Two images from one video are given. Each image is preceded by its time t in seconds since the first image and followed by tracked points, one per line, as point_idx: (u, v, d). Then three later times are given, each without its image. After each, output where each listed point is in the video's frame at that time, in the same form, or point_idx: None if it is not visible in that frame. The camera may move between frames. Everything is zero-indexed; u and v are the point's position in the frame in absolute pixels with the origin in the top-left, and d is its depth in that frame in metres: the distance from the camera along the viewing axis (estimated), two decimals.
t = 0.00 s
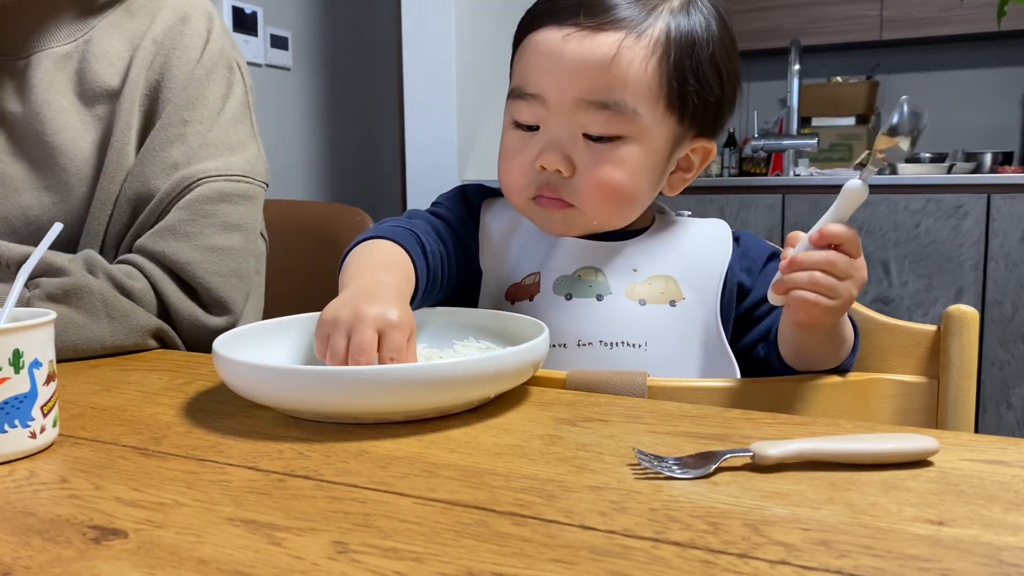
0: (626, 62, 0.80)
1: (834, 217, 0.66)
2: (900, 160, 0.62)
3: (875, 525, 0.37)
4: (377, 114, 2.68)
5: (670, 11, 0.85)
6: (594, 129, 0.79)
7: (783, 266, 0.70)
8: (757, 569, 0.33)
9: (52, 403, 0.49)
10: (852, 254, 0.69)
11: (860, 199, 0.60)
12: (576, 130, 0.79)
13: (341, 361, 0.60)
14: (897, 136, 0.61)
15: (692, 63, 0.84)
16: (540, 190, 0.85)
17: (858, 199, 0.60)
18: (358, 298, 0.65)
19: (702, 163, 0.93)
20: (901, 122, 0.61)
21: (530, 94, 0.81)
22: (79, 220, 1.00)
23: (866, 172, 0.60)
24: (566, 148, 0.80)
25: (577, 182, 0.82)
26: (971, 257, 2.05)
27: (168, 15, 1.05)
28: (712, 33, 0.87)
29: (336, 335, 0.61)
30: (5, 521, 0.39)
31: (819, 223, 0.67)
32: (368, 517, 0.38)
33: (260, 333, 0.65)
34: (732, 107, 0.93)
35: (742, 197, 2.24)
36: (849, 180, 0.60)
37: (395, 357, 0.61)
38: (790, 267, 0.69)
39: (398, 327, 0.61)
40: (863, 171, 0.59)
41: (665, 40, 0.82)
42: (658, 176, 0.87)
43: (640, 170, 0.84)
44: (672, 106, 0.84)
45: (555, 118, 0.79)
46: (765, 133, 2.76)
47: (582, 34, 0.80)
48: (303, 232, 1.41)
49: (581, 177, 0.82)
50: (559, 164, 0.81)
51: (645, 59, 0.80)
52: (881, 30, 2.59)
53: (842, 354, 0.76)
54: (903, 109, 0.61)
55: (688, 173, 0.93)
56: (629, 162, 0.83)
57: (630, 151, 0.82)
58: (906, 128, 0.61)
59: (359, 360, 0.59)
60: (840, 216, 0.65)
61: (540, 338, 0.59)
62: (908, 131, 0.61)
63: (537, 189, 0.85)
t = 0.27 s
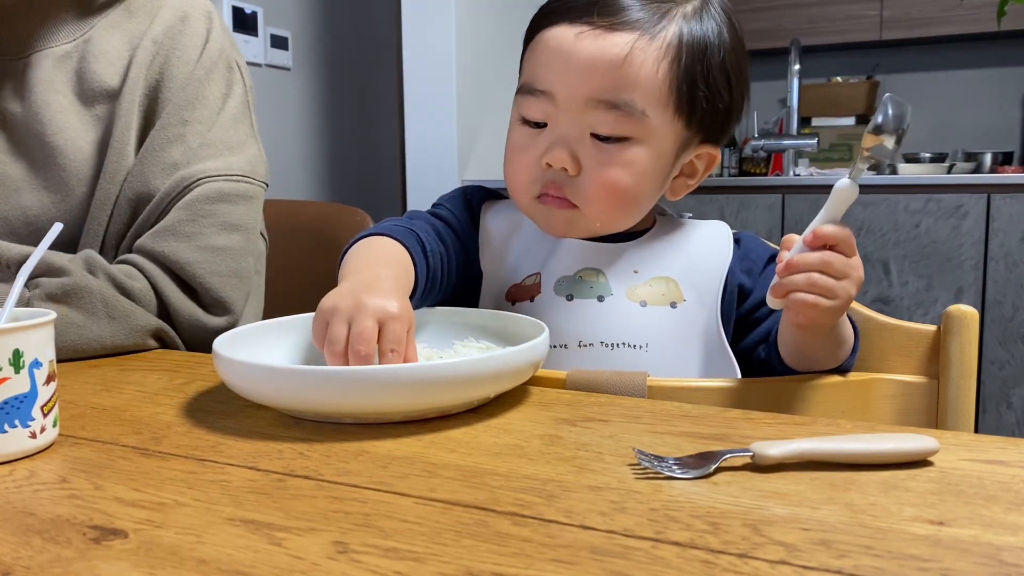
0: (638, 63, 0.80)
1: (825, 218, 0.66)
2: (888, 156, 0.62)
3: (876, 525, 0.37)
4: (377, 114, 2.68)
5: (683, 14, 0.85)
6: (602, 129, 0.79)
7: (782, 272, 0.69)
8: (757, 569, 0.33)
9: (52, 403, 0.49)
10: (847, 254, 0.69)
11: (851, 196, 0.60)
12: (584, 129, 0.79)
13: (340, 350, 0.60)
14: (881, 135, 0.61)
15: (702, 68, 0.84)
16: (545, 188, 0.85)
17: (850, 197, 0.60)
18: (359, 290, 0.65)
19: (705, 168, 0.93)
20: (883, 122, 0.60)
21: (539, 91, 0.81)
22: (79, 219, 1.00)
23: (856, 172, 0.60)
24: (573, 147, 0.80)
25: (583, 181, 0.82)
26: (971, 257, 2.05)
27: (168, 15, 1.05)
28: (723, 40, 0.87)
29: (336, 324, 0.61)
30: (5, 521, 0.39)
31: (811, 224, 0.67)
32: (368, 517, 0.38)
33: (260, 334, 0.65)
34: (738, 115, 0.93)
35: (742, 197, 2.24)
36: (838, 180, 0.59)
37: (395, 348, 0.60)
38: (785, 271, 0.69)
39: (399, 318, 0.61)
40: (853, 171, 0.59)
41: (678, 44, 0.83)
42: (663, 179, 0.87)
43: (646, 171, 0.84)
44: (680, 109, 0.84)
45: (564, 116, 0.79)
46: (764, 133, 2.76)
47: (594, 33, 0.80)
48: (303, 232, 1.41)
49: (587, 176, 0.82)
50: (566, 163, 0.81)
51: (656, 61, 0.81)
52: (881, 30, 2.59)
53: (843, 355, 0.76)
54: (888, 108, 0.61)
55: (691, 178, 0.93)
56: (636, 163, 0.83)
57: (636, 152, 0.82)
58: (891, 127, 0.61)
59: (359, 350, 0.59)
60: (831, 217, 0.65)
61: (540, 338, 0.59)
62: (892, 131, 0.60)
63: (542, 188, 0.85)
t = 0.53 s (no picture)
0: (642, 64, 0.80)
1: (826, 219, 0.66)
2: (886, 156, 0.62)
3: (876, 525, 0.37)
4: (377, 114, 2.68)
5: (687, 17, 0.85)
6: (604, 130, 0.79)
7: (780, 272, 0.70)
8: (757, 569, 0.33)
9: (52, 403, 0.49)
10: (847, 253, 0.69)
11: (850, 197, 0.60)
12: (586, 130, 0.79)
13: (340, 348, 0.60)
14: (879, 135, 0.60)
15: (705, 72, 0.85)
16: (546, 188, 0.85)
17: (848, 198, 0.60)
18: (360, 289, 0.65)
19: (706, 171, 0.93)
20: (882, 122, 0.60)
21: (542, 91, 0.81)
22: (78, 219, 1.00)
23: (855, 172, 0.60)
24: (575, 147, 0.80)
25: (584, 181, 0.82)
26: (971, 257, 2.05)
27: (168, 14, 1.05)
28: (727, 43, 0.87)
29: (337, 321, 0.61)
30: (5, 521, 0.39)
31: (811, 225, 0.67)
32: (368, 517, 0.38)
33: (259, 334, 0.65)
34: (739, 118, 0.93)
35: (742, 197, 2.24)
36: (836, 181, 0.59)
37: (395, 347, 0.60)
38: (784, 271, 0.69)
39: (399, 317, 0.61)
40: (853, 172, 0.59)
41: (682, 46, 0.83)
42: (664, 180, 0.87)
43: (647, 173, 0.84)
44: (682, 111, 0.84)
45: (566, 116, 0.79)
46: (764, 133, 2.76)
47: (598, 34, 0.80)
48: (303, 232, 1.41)
49: (589, 177, 0.82)
50: (567, 163, 0.80)
51: (660, 62, 0.81)
52: (881, 30, 2.59)
53: (844, 355, 0.76)
54: (886, 108, 0.61)
55: (693, 180, 0.93)
56: (637, 165, 0.83)
57: (638, 154, 0.82)
58: (889, 127, 0.60)
59: (359, 348, 0.59)
60: (830, 218, 0.65)
61: (540, 338, 0.59)
62: (890, 131, 0.60)
63: (544, 188, 0.85)
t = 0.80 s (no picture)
0: (645, 65, 0.80)
1: (829, 221, 0.66)
2: (887, 159, 0.62)
3: (876, 525, 0.37)
4: (377, 114, 2.68)
5: (690, 19, 0.85)
6: (606, 132, 0.79)
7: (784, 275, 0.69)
8: (757, 569, 0.33)
9: (52, 403, 0.49)
10: (849, 254, 0.70)
11: (852, 199, 0.60)
12: (588, 131, 0.79)
13: (337, 356, 0.59)
14: (881, 135, 0.61)
15: (707, 74, 0.85)
16: (547, 189, 0.85)
17: (851, 200, 0.60)
18: (358, 298, 0.64)
19: (707, 173, 0.93)
20: (883, 123, 0.60)
21: (544, 91, 0.81)
22: (79, 218, 1.00)
23: (857, 174, 0.60)
24: (577, 149, 0.80)
25: (586, 182, 0.82)
26: (971, 257, 2.05)
27: (169, 13, 1.04)
28: (729, 45, 0.88)
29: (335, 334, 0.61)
30: (5, 521, 0.39)
31: (813, 227, 0.67)
32: (368, 517, 0.38)
33: (258, 334, 0.65)
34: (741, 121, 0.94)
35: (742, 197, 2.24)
36: (838, 182, 0.60)
37: (391, 357, 0.60)
38: (789, 275, 0.69)
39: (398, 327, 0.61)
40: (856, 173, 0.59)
41: (685, 48, 0.83)
42: (665, 182, 0.87)
43: (648, 175, 0.84)
44: (684, 113, 0.84)
45: (568, 117, 0.79)
46: (764, 133, 2.76)
47: (602, 35, 0.80)
48: (303, 232, 1.41)
49: (590, 179, 0.82)
50: (569, 165, 0.80)
51: (663, 64, 0.81)
52: (881, 30, 2.59)
53: (846, 355, 0.76)
54: (886, 109, 0.61)
55: (693, 182, 0.93)
56: (638, 167, 0.83)
57: (640, 156, 0.82)
58: (890, 128, 0.61)
59: (356, 357, 0.59)
60: (833, 219, 0.65)
61: (540, 338, 0.59)
62: (891, 132, 0.61)
63: (544, 189, 0.85)
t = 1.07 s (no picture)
0: (646, 69, 0.80)
1: (833, 221, 0.66)
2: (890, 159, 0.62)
3: (876, 525, 0.37)
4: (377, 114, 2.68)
5: (692, 22, 0.85)
6: (607, 135, 0.79)
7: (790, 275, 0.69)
8: (757, 569, 0.33)
9: (52, 403, 0.49)
10: (853, 253, 0.70)
11: (858, 199, 0.60)
12: (588, 135, 0.79)
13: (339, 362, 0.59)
14: (885, 135, 0.61)
15: (708, 77, 0.85)
16: (547, 191, 0.85)
17: (856, 200, 0.60)
18: (359, 304, 0.65)
19: (707, 175, 0.93)
20: (888, 122, 0.61)
21: (545, 94, 0.81)
22: (89, 211, 1.00)
23: (862, 172, 0.60)
24: (577, 152, 0.80)
25: (586, 185, 0.82)
26: (971, 257, 2.05)
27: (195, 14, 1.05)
28: (731, 48, 0.88)
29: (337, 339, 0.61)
30: (5, 521, 0.39)
31: (820, 226, 0.67)
32: (368, 517, 0.38)
33: (258, 334, 0.65)
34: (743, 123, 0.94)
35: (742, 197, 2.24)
36: (844, 182, 0.60)
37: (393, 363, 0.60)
38: (795, 272, 0.69)
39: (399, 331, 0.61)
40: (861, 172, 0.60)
41: (687, 51, 0.83)
42: (665, 186, 0.87)
43: (648, 178, 0.84)
44: (685, 117, 0.84)
45: (569, 120, 0.79)
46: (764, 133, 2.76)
47: (603, 39, 0.80)
48: (303, 232, 1.41)
49: (590, 182, 0.82)
50: (569, 168, 0.80)
51: (664, 68, 0.81)
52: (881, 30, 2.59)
53: (848, 355, 0.76)
54: (891, 108, 0.61)
55: (693, 185, 0.93)
56: (639, 171, 0.83)
57: (640, 160, 0.82)
58: (895, 128, 0.61)
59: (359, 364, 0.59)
60: (837, 219, 0.65)
61: (540, 338, 0.59)
62: (896, 131, 0.61)
63: (545, 191, 0.84)
